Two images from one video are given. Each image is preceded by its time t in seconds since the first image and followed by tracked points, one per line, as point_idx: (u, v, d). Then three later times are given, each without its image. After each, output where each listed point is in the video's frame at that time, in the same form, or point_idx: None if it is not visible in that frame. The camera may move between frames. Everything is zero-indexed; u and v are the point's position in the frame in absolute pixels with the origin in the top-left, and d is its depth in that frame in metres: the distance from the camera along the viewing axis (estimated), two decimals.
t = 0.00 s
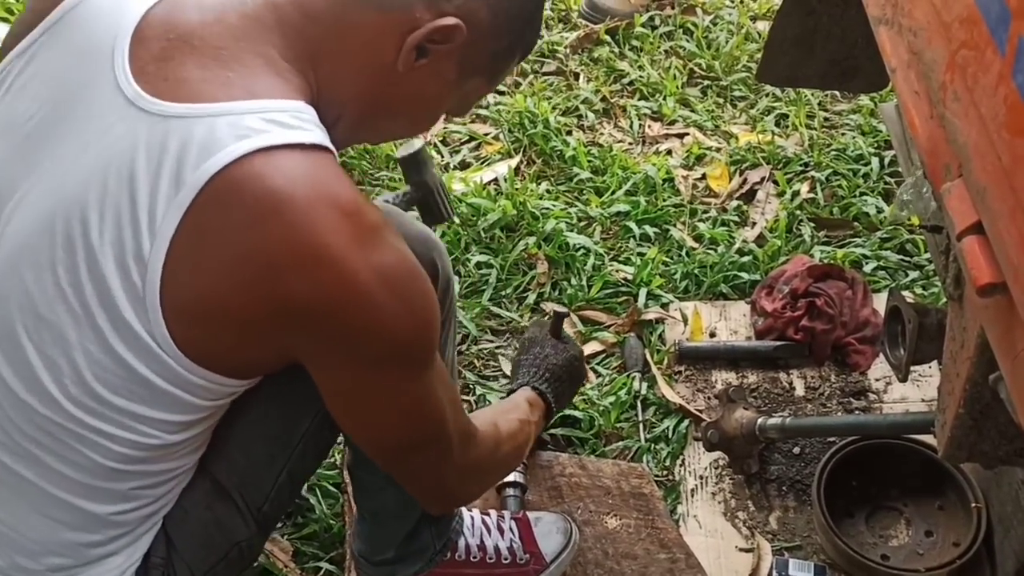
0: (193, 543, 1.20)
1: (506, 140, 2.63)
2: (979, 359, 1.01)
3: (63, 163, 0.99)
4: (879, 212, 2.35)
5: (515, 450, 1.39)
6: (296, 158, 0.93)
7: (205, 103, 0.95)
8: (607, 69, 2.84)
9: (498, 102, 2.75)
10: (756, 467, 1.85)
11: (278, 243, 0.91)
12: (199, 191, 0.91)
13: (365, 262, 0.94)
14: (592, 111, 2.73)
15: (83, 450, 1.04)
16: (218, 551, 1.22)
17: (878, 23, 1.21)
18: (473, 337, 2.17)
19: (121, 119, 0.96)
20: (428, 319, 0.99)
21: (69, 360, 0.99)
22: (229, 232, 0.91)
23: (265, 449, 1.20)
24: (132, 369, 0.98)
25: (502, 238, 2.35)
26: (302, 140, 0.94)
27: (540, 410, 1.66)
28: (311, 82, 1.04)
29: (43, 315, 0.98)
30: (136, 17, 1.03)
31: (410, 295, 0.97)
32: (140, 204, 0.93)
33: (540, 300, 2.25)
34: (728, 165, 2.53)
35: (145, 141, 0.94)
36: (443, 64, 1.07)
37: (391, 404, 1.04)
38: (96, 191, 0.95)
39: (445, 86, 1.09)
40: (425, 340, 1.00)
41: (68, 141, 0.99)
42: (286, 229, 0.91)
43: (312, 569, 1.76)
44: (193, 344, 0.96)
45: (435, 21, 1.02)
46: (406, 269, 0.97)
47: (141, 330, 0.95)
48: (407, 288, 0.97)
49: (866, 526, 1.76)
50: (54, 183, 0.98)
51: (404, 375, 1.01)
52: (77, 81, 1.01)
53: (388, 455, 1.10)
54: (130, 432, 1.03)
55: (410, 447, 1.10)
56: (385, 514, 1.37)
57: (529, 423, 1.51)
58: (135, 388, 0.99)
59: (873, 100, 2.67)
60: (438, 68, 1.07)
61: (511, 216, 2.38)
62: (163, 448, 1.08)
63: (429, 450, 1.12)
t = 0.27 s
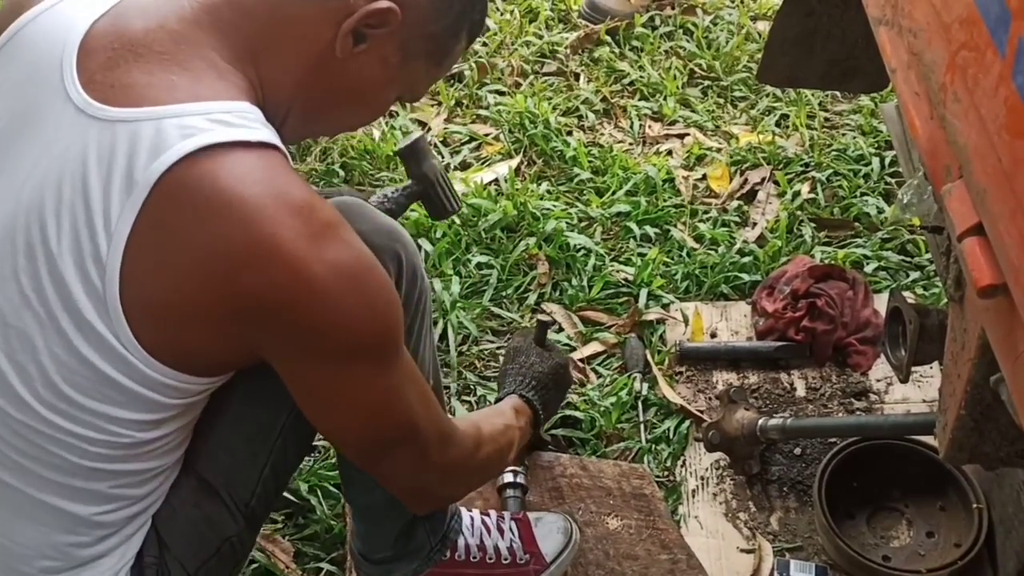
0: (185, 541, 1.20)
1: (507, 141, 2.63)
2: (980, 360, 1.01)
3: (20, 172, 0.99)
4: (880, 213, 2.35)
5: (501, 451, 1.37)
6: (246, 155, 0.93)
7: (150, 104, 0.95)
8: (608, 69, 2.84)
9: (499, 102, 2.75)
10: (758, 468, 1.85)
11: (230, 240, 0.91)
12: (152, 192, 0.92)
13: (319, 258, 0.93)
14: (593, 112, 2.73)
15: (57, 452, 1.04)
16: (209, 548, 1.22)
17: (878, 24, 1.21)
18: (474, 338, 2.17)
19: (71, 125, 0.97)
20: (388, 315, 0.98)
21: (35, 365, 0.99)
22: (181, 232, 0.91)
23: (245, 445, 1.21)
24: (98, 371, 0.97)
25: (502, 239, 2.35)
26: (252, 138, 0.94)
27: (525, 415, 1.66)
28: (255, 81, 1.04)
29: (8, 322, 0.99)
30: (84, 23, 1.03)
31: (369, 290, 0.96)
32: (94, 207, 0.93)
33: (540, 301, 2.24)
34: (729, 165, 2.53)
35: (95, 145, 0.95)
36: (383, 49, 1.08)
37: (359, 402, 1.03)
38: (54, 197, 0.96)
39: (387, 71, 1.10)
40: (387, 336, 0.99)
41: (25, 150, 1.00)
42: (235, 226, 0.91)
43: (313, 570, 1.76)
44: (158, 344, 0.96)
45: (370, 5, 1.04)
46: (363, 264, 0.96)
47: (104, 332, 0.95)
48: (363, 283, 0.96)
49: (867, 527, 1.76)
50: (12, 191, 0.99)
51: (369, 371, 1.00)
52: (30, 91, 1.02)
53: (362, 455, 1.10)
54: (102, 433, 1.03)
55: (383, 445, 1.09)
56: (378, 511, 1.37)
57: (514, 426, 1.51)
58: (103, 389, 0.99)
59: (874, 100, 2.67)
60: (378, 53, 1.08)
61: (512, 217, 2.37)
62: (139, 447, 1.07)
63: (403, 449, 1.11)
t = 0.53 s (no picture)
0: (185, 539, 1.19)
1: (506, 140, 2.63)
2: (979, 361, 1.01)
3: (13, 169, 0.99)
4: (880, 212, 2.35)
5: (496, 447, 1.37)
6: (240, 151, 0.93)
7: (140, 101, 0.95)
8: (608, 68, 2.84)
9: (499, 101, 2.75)
10: (757, 468, 1.85)
11: (225, 234, 0.91)
12: (147, 188, 0.92)
13: (314, 251, 0.93)
14: (593, 111, 2.72)
15: (56, 449, 1.03)
16: (210, 547, 1.22)
17: (879, 23, 1.21)
18: (474, 337, 2.16)
19: (64, 123, 0.97)
20: (383, 307, 0.98)
21: (32, 362, 0.99)
22: (176, 227, 0.91)
23: (244, 442, 1.21)
24: (95, 367, 0.97)
25: (502, 238, 2.35)
26: (245, 134, 0.95)
27: (517, 415, 1.65)
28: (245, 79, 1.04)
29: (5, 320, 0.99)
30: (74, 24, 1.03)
31: (364, 283, 0.96)
32: (89, 203, 0.93)
33: (540, 301, 2.24)
34: (729, 165, 2.52)
35: (89, 142, 0.95)
36: (373, 45, 1.07)
37: (355, 397, 1.03)
38: (49, 194, 0.95)
39: (378, 68, 1.10)
40: (381, 329, 0.99)
41: (17, 148, 0.99)
42: (227, 220, 0.91)
43: (312, 569, 1.76)
44: (155, 340, 0.96)
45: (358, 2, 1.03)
46: (358, 257, 0.96)
47: (101, 327, 0.95)
48: (357, 274, 0.96)
49: (867, 527, 1.75)
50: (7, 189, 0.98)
51: (365, 365, 1.00)
52: (22, 92, 1.02)
53: (360, 451, 1.10)
54: (99, 429, 1.02)
55: (380, 440, 1.09)
56: (379, 509, 1.37)
57: (508, 423, 1.51)
58: (101, 384, 0.99)
59: (874, 100, 2.67)
60: (369, 50, 1.07)
61: (511, 216, 2.37)
62: (137, 443, 1.07)
63: (400, 444, 1.11)
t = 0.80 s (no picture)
0: (216, 537, 1.17)
1: (505, 141, 2.62)
2: (978, 362, 1.00)
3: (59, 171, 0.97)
4: (880, 212, 2.34)
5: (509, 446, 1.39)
6: (301, 141, 0.93)
7: (197, 98, 0.93)
8: (607, 68, 2.83)
9: (497, 102, 2.74)
10: (757, 469, 1.84)
11: (289, 221, 0.90)
12: (211, 182, 0.90)
13: (374, 238, 0.94)
14: (592, 111, 2.72)
15: (113, 451, 1.03)
16: (240, 543, 1.20)
17: (877, 22, 1.20)
18: (473, 338, 2.16)
19: (117, 122, 0.94)
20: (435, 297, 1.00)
21: (91, 364, 0.98)
22: (238, 214, 0.90)
23: (281, 437, 1.20)
24: (157, 367, 0.97)
25: (501, 239, 2.34)
26: (304, 124, 0.94)
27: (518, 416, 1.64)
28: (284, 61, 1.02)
29: (62, 325, 0.98)
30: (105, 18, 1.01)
31: (417, 271, 0.97)
32: (153, 204, 0.92)
33: (539, 302, 2.24)
34: (728, 165, 2.52)
35: (150, 142, 0.93)
36: (412, 23, 1.05)
37: (400, 386, 1.03)
38: (104, 196, 0.94)
39: (414, 46, 1.08)
40: (432, 318, 1.01)
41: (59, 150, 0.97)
42: (297, 211, 0.90)
43: (312, 572, 1.75)
44: (207, 331, 0.95)
45: None
46: (411, 245, 0.97)
47: (163, 328, 0.94)
48: (414, 264, 0.97)
49: (867, 529, 1.75)
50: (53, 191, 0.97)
51: (414, 353, 1.01)
52: (54, 88, 0.99)
53: (397, 441, 1.10)
54: (161, 428, 1.03)
55: (417, 430, 1.09)
56: (386, 509, 1.36)
57: (513, 424, 1.51)
58: (162, 384, 0.99)
59: (874, 100, 2.66)
60: (407, 27, 1.06)
61: (510, 217, 2.37)
62: (192, 440, 1.07)
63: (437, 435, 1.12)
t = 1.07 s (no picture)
0: (235, 545, 1.19)
1: (508, 144, 2.63)
2: (981, 366, 1.01)
3: (115, 174, 0.98)
4: (883, 215, 2.35)
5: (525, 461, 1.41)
6: (355, 172, 0.93)
7: (259, 116, 0.94)
8: (610, 72, 2.84)
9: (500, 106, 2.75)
10: (762, 471, 1.85)
11: (340, 257, 0.91)
12: (260, 206, 0.91)
13: (422, 276, 0.95)
14: (595, 114, 2.73)
15: (133, 461, 1.05)
16: (254, 559, 1.23)
17: (879, 29, 1.21)
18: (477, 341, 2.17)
19: (179, 134, 0.96)
20: (473, 331, 1.01)
21: (120, 369, 0.99)
22: (289, 246, 0.91)
23: (302, 457, 1.21)
24: (185, 381, 0.98)
25: (505, 242, 2.35)
26: (361, 156, 0.94)
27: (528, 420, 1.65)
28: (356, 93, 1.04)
29: (95, 325, 0.98)
30: (187, 29, 1.03)
31: (461, 308, 0.99)
32: (197, 218, 0.93)
33: (543, 304, 2.25)
34: (732, 167, 2.52)
35: (200, 156, 0.94)
36: (493, 75, 1.07)
37: (434, 413, 1.05)
38: (154, 203, 0.95)
39: (493, 97, 1.10)
40: (470, 351, 1.02)
41: (119, 152, 0.98)
42: (347, 242, 0.91)
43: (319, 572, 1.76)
44: (246, 353, 0.96)
45: (484, 33, 1.03)
46: (457, 282, 0.98)
47: (195, 342, 0.95)
48: (456, 300, 0.98)
49: (872, 530, 1.76)
50: (105, 193, 0.97)
51: (451, 385, 1.03)
52: (129, 93, 1.01)
53: (425, 463, 1.12)
54: (179, 442, 1.04)
55: (446, 455, 1.11)
56: (396, 517, 1.38)
57: (528, 433, 1.54)
58: (185, 397, 1.00)
59: (877, 103, 2.67)
60: (487, 79, 1.07)
61: (514, 220, 2.38)
62: (208, 457, 1.08)
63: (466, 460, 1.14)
